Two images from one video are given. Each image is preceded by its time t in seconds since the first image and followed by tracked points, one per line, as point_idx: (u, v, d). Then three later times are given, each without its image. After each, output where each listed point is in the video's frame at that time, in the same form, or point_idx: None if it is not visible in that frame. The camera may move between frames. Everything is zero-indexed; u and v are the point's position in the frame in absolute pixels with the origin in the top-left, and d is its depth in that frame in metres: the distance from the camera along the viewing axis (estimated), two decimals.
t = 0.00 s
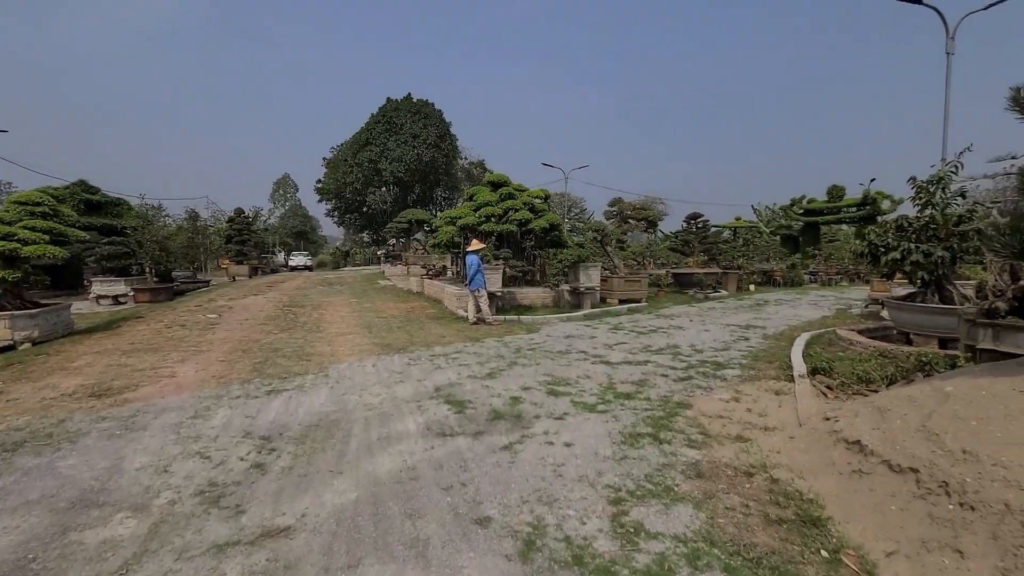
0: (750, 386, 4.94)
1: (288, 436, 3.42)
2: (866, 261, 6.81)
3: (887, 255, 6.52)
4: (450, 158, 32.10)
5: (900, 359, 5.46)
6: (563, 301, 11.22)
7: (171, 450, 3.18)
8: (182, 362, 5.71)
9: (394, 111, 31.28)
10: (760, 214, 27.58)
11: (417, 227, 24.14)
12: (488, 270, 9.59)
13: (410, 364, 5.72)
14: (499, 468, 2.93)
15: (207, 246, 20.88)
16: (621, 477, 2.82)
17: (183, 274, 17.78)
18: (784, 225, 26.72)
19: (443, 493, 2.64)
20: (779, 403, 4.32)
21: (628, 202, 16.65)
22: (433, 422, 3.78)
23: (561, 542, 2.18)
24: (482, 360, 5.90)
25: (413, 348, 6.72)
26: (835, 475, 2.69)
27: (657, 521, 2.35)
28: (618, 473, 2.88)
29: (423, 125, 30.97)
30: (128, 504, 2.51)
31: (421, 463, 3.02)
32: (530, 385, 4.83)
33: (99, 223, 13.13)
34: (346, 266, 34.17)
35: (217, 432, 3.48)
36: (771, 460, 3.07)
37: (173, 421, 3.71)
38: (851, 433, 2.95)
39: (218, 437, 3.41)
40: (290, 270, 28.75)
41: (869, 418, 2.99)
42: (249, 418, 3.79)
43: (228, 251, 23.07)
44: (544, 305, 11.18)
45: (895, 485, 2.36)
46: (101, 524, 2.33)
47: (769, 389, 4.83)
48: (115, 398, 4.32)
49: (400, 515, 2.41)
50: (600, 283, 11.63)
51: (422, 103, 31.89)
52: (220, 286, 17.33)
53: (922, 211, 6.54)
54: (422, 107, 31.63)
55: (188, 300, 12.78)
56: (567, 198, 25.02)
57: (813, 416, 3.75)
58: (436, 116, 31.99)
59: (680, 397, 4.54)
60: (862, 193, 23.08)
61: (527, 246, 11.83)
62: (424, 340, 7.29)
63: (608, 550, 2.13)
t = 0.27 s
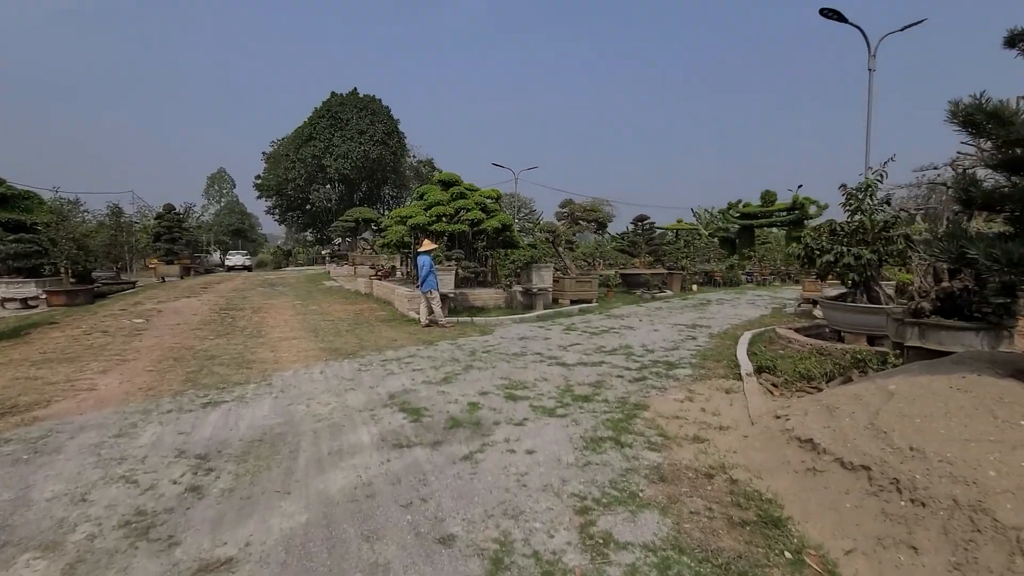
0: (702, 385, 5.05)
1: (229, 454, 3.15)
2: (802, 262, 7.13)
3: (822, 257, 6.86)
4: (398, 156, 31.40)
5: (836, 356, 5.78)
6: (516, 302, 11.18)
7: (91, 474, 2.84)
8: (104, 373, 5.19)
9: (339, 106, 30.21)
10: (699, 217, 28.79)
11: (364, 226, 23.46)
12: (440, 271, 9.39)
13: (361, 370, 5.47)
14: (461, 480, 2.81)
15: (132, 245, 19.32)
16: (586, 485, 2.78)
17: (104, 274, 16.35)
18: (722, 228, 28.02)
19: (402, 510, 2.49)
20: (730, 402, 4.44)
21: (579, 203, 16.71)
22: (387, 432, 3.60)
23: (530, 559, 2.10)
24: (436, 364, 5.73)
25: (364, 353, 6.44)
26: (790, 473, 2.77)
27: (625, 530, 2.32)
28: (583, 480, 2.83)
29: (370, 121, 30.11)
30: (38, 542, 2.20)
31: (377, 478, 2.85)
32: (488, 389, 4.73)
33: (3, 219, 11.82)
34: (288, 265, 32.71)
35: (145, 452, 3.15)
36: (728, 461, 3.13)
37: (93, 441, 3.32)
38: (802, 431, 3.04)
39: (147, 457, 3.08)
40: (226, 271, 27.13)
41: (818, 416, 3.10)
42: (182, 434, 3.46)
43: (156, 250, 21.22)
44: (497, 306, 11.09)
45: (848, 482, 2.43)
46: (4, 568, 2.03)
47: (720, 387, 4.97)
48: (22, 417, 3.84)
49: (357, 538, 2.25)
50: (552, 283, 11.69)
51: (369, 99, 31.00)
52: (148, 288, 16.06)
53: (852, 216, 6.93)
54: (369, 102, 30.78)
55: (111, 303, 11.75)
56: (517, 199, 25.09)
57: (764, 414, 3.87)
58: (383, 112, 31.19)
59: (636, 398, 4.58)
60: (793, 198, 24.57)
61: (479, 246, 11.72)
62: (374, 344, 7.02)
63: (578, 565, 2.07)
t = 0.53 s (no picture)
0: (665, 384, 5.10)
1: (172, 474, 2.88)
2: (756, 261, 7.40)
3: (774, 257, 7.12)
4: (353, 152, 30.55)
5: (790, 352, 5.97)
6: (477, 302, 11.03)
7: (9, 505, 2.52)
8: (26, 386, 4.70)
9: (289, 100, 29.08)
10: (654, 217, 29.48)
11: (318, 225, 22.69)
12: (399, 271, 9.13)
13: (318, 376, 5.21)
14: (429, 492, 2.68)
15: (60, 245, 17.86)
16: (559, 492, 2.70)
17: (28, 277, 15.02)
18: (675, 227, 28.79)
19: (367, 529, 2.34)
20: (694, 400, 4.49)
21: (540, 202, 16.45)
22: (349, 443, 3.41)
23: None
24: (398, 368, 5.54)
25: (320, 357, 6.16)
26: (759, 472, 2.79)
27: (602, 539, 2.26)
28: (555, 487, 2.76)
29: (323, 116, 29.14)
30: None
31: (339, 494, 2.67)
32: (452, 394, 4.59)
33: None
34: (237, 265, 31.22)
35: (74, 476, 2.84)
36: (697, 460, 3.14)
37: (12, 466, 2.97)
38: (768, 428, 3.09)
39: (76, 481, 2.77)
40: (168, 271, 25.55)
41: (783, 413, 3.16)
42: (118, 454, 3.15)
43: (89, 249, 19.54)
44: (458, 306, 10.90)
45: (817, 480, 2.47)
46: None
47: (683, 385, 5.03)
48: None
49: (318, 563, 2.08)
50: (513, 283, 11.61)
51: (322, 93, 30.01)
52: (79, 290, 14.88)
53: (800, 216, 7.20)
54: (322, 97, 29.79)
55: (35, 307, 10.78)
56: (476, 198, 24.90)
57: (728, 412, 3.92)
58: (337, 107, 30.26)
59: (602, 398, 4.55)
60: (741, 198, 25.54)
61: (439, 246, 11.51)
62: (331, 348, 6.73)
63: None
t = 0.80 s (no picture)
0: (648, 382, 5.02)
1: (126, 492, 2.64)
2: (734, 259, 7.41)
3: (752, 254, 7.15)
4: (325, 150, 29.88)
5: (769, 349, 5.98)
6: (455, 301, 10.82)
7: None
8: None
9: (258, 95, 28.26)
10: (628, 216, 29.68)
11: (289, 224, 22.07)
12: (374, 270, 8.87)
13: (289, 380, 4.96)
14: (410, 504, 2.52)
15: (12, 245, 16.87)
16: (546, 500, 2.57)
17: None
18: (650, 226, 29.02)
19: (343, 547, 2.16)
20: (678, 399, 4.42)
21: (517, 199, 15.69)
22: (322, 452, 3.21)
23: None
24: (373, 371, 5.32)
25: (292, 361, 5.88)
26: (751, 474, 2.72)
27: (594, 550, 2.14)
28: (542, 495, 2.62)
29: (293, 113, 28.41)
30: None
31: (311, 509, 2.49)
32: (431, 396, 4.41)
33: None
34: (204, 266, 30.18)
35: (13, 496, 2.57)
36: (686, 462, 3.05)
37: None
38: (757, 427, 3.02)
39: (14, 503, 2.51)
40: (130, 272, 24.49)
41: (772, 411, 3.10)
42: (65, 470, 2.88)
43: (44, 250, 18.49)
44: (435, 305, 10.67)
45: (811, 481, 2.41)
46: None
47: (666, 384, 4.96)
48: None
49: None
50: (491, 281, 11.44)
51: (292, 89, 29.29)
52: (33, 292, 14.08)
53: (777, 214, 7.25)
54: (292, 93, 29.05)
55: None
56: (452, 197, 24.63)
57: (714, 410, 3.86)
58: (308, 103, 29.55)
59: (586, 398, 4.45)
60: (714, 197, 25.94)
61: (415, 244, 11.27)
62: (303, 351, 6.45)
63: None
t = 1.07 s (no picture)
0: (647, 386, 4.86)
1: (90, 511, 2.43)
2: (733, 258, 7.27)
3: (750, 253, 7.01)
4: (316, 147, 29.51)
5: (769, 351, 5.84)
6: (447, 302, 10.61)
7: None
8: None
9: (248, 92, 27.86)
10: (621, 215, 29.59)
11: (278, 222, 21.72)
12: (364, 269, 8.64)
13: (274, 385, 4.74)
14: (399, 523, 2.33)
15: None
16: (547, 518, 2.40)
17: None
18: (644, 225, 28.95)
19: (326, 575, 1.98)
20: (680, 404, 4.26)
21: (511, 197, 15.02)
22: (306, 464, 3.01)
23: None
24: (363, 375, 5.12)
25: (278, 364, 5.65)
26: (762, 487, 2.56)
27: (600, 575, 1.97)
28: (542, 511, 2.45)
29: (283, 110, 28.01)
30: None
31: (292, 529, 2.30)
32: (423, 402, 4.22)
33: None
34: (192, 264, 29.68)
35: None
36: (691, 472, 2.89)
37: None
38: (767, 436, 2.87)
39: None
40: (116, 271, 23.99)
41: (782, 419, 2.95)
42: (25, 487, 2.66)
43: (25, 249, 17.92)
44: (427, 305, 10.45)
45: (830, 496, 2.26)
46: None
47: (666, 387, 4.81)
48: None
49: None
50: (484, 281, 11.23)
51: (282, 86, 28.92)
52: (13, 292, 13.68)
53: (775, 212, 7.13)
54: (282, 90, 28.66)
55: None
56: (444, 196, 24.41)
57: (718, 416, 3.71)
58: (299, 100, 29.18)
59: (584, 403, 4.28)
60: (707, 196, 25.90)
61: (407, 243, 11.05)
62: (290, 353, 6.23)
63: None
